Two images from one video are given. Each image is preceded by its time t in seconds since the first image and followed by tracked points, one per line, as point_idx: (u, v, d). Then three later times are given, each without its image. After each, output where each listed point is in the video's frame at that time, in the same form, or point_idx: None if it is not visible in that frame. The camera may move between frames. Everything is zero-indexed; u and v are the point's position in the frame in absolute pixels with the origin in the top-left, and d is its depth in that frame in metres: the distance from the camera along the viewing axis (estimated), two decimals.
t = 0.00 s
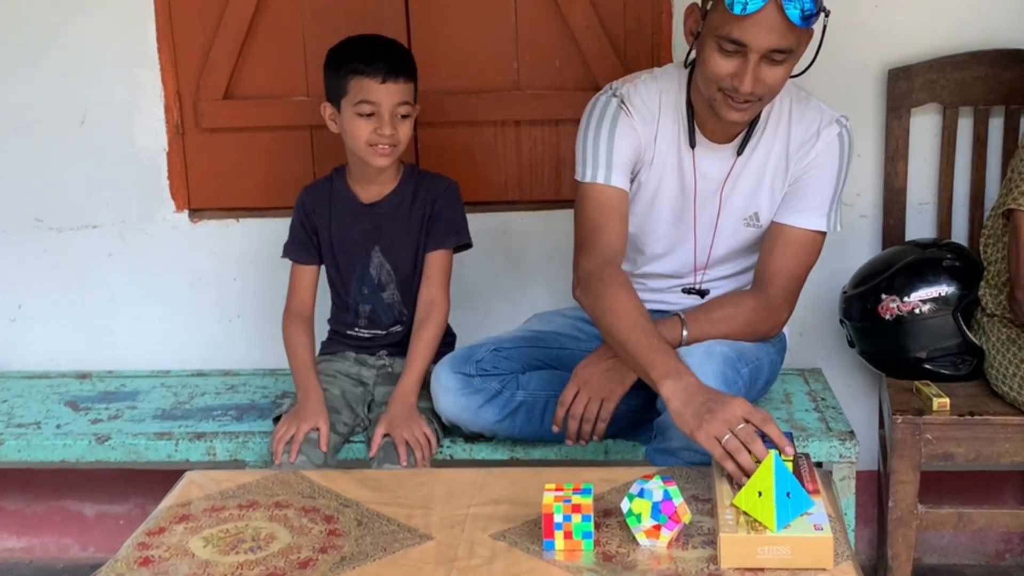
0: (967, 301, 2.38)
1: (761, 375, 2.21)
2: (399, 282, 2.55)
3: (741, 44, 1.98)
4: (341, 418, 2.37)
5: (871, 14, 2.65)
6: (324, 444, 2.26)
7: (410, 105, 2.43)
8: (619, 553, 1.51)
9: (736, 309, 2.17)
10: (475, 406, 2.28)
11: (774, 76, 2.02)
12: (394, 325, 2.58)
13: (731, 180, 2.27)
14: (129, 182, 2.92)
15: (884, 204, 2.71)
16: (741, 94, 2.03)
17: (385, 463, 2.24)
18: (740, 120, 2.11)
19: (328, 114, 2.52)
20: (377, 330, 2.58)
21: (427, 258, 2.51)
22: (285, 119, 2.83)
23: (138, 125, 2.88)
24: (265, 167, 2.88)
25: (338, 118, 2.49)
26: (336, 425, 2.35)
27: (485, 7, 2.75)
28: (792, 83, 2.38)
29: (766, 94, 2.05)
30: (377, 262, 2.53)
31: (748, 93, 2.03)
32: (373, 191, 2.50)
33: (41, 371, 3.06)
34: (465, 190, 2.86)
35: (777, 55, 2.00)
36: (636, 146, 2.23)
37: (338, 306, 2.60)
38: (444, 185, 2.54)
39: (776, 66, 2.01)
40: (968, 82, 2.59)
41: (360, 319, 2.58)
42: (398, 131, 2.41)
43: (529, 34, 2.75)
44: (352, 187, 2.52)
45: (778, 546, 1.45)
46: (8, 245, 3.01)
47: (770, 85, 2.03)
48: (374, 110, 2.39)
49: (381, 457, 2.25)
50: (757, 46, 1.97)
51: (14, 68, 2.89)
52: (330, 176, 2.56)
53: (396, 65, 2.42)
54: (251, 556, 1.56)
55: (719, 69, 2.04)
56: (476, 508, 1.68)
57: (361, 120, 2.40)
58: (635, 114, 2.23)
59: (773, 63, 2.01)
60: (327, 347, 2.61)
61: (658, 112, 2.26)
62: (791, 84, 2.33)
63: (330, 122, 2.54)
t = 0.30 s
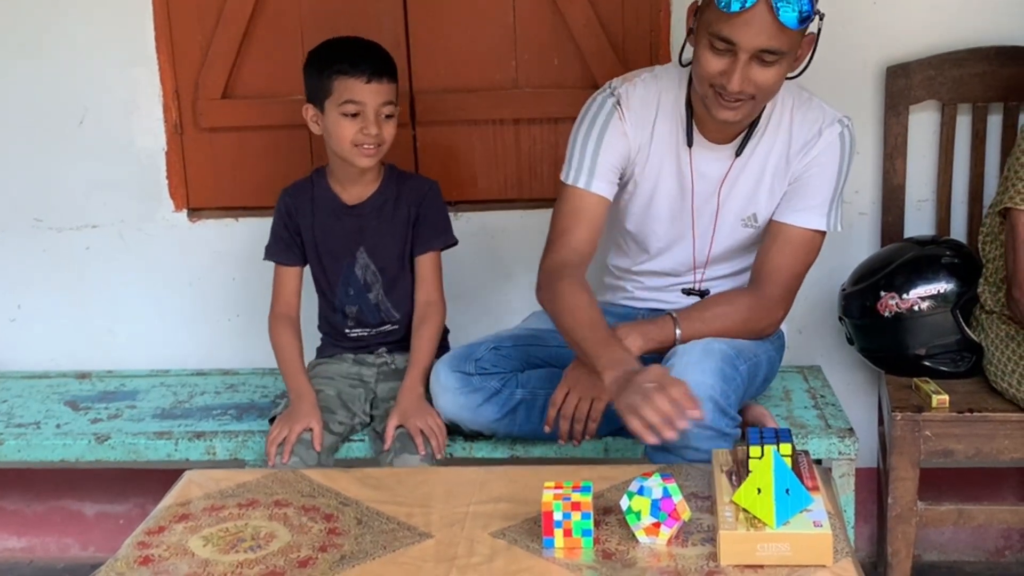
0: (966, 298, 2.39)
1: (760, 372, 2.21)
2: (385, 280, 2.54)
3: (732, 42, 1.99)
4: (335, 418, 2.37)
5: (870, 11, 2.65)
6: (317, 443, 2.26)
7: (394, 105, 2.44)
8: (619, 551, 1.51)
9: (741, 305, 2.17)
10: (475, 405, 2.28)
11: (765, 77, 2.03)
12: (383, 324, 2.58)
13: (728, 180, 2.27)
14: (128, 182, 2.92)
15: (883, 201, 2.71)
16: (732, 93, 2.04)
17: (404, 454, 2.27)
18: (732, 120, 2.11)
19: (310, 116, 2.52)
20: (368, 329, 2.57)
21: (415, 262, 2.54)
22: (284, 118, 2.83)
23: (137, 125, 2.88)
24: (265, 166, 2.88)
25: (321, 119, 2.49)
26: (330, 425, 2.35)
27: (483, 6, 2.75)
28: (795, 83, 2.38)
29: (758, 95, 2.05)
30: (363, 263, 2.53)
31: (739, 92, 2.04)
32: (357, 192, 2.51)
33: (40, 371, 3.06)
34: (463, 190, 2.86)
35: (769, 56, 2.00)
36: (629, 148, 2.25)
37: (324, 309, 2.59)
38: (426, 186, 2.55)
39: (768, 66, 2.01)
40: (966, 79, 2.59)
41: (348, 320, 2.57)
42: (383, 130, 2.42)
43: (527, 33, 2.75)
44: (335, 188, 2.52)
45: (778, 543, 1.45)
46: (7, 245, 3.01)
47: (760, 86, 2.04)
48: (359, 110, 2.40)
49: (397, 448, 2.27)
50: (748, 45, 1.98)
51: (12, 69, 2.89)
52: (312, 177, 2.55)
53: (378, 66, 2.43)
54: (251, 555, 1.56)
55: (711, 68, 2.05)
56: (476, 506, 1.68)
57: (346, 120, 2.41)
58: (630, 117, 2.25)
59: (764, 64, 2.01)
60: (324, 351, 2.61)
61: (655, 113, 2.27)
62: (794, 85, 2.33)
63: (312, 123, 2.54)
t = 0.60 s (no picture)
0: (968, 297, 2.38)
1: (762, 371, 2.22)
2: (380, 278, 2.55)
3: (718, 46, 1.98)
4: (326, 416, 2.38)
5: (871, 11, 2.65)
6: (306, 445, 2.28)
7: (388, 101, 2.45)
8: (621, 549, 1.52)
9: (744, 303, 2.16)
10: (477, 404, 2.28)
11: (753, 82, 2.01)
12: (381, 322, 2.58)
13: (726, 182, 2.26)
14: (131, 181, 2.93)
15: (885, 200, 2.71)
16: (719, 97, 2.03)
17: (409, 450, 2.26)
18: (722, 126, 2.11)
19: (304, 115, 2.52)
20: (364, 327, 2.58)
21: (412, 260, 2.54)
22: (286, 117, 2.83)
23: (140, 124, 2.88)
24: (267, 166, 2.89)
25: (316, 119, 2.49)
26: (320, 424, 2.36)
27: (485, 5, 2.75)
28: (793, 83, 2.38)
29: (747, 100, 2.05)
30: (359, 261, 2.53)
31: (727, 97, 2.03)
32: (353, 191, 2.51)
33: (43, 370, 3.07)
34: (465, 189, 2.86)
35: (757, 61, 1.99)
36: (627, 156, 2.25)
37: (320, 307, 2.59)
38: (423, 186, 2.56)
39: (755, 71, 2.00)
40: (968, 78, 2.59)
41: (345, 319, 2.57)
42: (380, 128, 2.43)
43: (529, 32, 2.75)
44: (330, 187, 2.52)
45: (780, 542, 1.45)
46: (10, 244, 3.02)
47: (749, 91, 2.02)
48: (354, 108, 2.40)
49: (403, 445, 2.27)
50: (735, 50, 1.97)
51: (15, 69, 2.89)
52: (306, 174, 2.55)
53: (373, 63, 2.43)
54: (255, 553, 1.56)
55: (699, 72, 2.04)
56: (479, 505, 1.68)
57: (342, 119, 2.41)
58: (627, 125, 2.24)
59: (752, 69, 2.00)
60: (321, 351, 2.60)
61: (652, 119, 2.27)
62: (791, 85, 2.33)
63: (306, 123, 2.54)
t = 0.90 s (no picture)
0: (972, 298, 2.38)
1: (765, 369, 2.22)
2: (390, 275, 2.54)
3: (688, 40, 1.98)
4: (326, 412, 2.38)
5: (876, 11, 2.65)
6: (305, 437, 2.28)
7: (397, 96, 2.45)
8: (624, 548, 1.52)
9: (745, 302, 2.16)
10: (480, 403, 2.29)
11: (723, 76, 2.01)
12: (388, 321, 2.57)
13: (717, 181, 2.26)
14: (135, 179, 2.93)
15: (889, 200, 2.71)
16: (690, 92, 2.03)
17: (403, 458, 2.25)
18: (698, 122, 2.11)
19: (315, 114, 2.54)
20: (374, 326, 2.58)
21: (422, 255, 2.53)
22: (291, 116, 2.84)
23: (144, 122, 2.88)
24: (272, 164, 2.89)
25: (326, 117, 2.50)
26: (319, 418, 2.36)
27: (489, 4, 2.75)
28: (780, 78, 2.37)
29: (719, 96, 2.04)
30: (368, 258, 2.53)
31: (698, 92, 2.02)
32: (363, 189, 2.52)
33: (47, 368, 3.07)
34: (470, 188, 2.86)
35: (726, 54, 1.99)
36: (613, 161, 2.27)
37: (331, 306, 2.60)
38: (431, 183, 2.55)
39: (725, 65, 2.00)
40: (973, 78, 2.59)
41: (354, 316, 2.57)
42: (389, 123, 2.43)
43: (533, 32, 2.75)
44: (342, 184, 2.54)
45: (783, 542, 1.45)
46: (15, 242, 3.02)
47: (720, 85, 2.02)
48: (363, 104, 2.41)
49: (398, 453, 2.26)
50: (704, 43, 1.97)
51: (20, 67, 2.90)
52: (319, 172, 2.57)
53: (381, 58, 2.44)
54: (258, 551, 1.56)
55: (670, 68, 2.04)
56: (482, 503, 1.69)
57: (351, 115, 2.42)
58: (610, 130, 2.27)
59: (722, 64, 2.00)
60: (328, 349, 2.62)
61: (637, 123, 2.28)
62: (775, 79, 2.32)
63: (318, 122, 2.56)
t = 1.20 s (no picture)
0: (975, 298, 2.38)
1: (765, 367, 2.22)
2: (402, 275, 2.55)
3: (629, 25, 2.08)
4: (329, 411, 2.38)
5: (880, 11, 2.64)
6: (307, 437, 2.28)
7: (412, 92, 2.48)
8: (626, 548, 1.52)
9: (747, 301, 2.15)
10: (482, 402, 2.28)
11: (665, 59, 2.09)
12: (395, 320, 2.58)
13: (689, 172, 2.30)
14: (139, 178, 2.93)
15: (892, 200, 2.71)
16: (635, 76, 2.11)
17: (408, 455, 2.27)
18: (648, 110, 2.17)
19: (329, 111, 2.55)
20: (380, 325, 2.58)
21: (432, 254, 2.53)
22: (295, 115, 2.84)
23: (148, 121, 2.89)
24: (275, 163, 2.89)
25: (341, 114, 2.51)
26: (322, 416, 2.36)
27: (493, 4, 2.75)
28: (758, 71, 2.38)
29: (664, 79, 2.12)
30: (380, 257, 2.54)
31: (642, 74, 2.11)
32: (376, 186, 2.53)
33: (50, 367, 3.07)
34: (474, 188, 2.87)
35: (665, 36, 2.07)
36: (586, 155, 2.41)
37: (338, 303, 2.60)
38: (443, 182, 2.55)
39: (666, 47, 2.08)
40: (976, 79, 2.58)
41: (361, 315, 2.58)
42: (404, 118, 2.46)
43: (537, 32, 2.75)
44: (355, 182, 2.54)
45: (786, 542, 1.45)
46: (18, 240, 3.03)
47: (662, 67, 2.10)
48: (379, 99, 2.43)
49: (403, 449, 2.27)
50: (643, 26, 2.06)
51: (25, 66, 2.90)
52: (331, 171, 2.57)
53: (395, 55, 2.47)
54: (260, 549, 1.57)
55: (617, 55, 2.13)
56: (484, 502, 1.69)
57: (368, 110, 2.44)
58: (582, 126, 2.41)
59: (663, 46, 2.09)
60: (332, 347, 2.62)
61: (609, 119, 2.40)
62: (752, 72, 2.34)
63: (331, 119, 2.56)
